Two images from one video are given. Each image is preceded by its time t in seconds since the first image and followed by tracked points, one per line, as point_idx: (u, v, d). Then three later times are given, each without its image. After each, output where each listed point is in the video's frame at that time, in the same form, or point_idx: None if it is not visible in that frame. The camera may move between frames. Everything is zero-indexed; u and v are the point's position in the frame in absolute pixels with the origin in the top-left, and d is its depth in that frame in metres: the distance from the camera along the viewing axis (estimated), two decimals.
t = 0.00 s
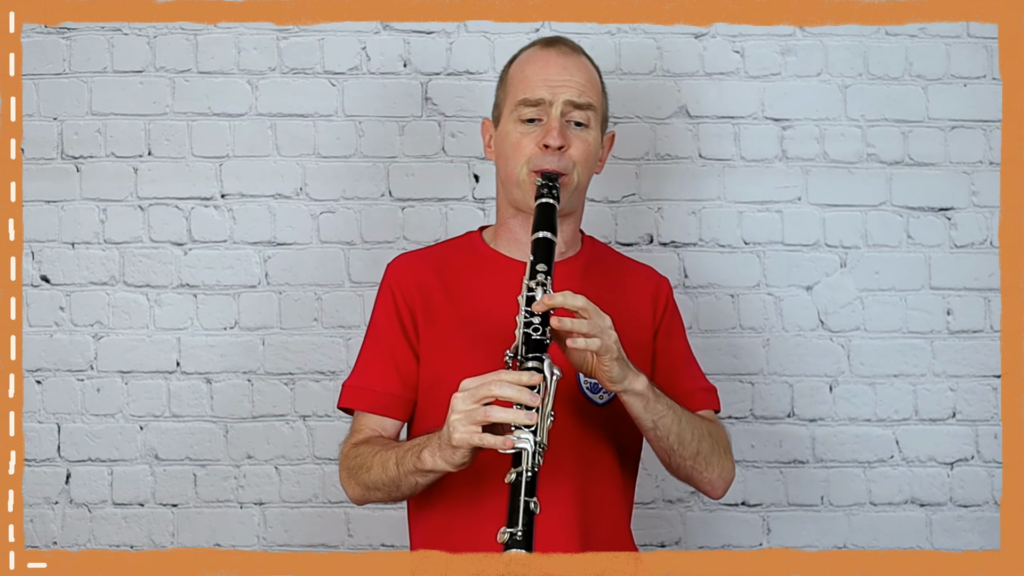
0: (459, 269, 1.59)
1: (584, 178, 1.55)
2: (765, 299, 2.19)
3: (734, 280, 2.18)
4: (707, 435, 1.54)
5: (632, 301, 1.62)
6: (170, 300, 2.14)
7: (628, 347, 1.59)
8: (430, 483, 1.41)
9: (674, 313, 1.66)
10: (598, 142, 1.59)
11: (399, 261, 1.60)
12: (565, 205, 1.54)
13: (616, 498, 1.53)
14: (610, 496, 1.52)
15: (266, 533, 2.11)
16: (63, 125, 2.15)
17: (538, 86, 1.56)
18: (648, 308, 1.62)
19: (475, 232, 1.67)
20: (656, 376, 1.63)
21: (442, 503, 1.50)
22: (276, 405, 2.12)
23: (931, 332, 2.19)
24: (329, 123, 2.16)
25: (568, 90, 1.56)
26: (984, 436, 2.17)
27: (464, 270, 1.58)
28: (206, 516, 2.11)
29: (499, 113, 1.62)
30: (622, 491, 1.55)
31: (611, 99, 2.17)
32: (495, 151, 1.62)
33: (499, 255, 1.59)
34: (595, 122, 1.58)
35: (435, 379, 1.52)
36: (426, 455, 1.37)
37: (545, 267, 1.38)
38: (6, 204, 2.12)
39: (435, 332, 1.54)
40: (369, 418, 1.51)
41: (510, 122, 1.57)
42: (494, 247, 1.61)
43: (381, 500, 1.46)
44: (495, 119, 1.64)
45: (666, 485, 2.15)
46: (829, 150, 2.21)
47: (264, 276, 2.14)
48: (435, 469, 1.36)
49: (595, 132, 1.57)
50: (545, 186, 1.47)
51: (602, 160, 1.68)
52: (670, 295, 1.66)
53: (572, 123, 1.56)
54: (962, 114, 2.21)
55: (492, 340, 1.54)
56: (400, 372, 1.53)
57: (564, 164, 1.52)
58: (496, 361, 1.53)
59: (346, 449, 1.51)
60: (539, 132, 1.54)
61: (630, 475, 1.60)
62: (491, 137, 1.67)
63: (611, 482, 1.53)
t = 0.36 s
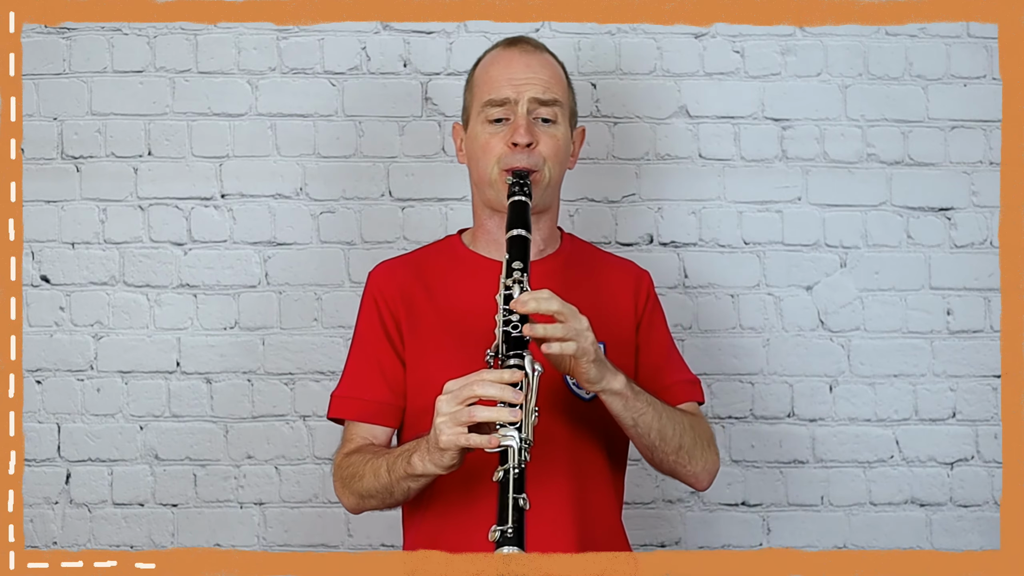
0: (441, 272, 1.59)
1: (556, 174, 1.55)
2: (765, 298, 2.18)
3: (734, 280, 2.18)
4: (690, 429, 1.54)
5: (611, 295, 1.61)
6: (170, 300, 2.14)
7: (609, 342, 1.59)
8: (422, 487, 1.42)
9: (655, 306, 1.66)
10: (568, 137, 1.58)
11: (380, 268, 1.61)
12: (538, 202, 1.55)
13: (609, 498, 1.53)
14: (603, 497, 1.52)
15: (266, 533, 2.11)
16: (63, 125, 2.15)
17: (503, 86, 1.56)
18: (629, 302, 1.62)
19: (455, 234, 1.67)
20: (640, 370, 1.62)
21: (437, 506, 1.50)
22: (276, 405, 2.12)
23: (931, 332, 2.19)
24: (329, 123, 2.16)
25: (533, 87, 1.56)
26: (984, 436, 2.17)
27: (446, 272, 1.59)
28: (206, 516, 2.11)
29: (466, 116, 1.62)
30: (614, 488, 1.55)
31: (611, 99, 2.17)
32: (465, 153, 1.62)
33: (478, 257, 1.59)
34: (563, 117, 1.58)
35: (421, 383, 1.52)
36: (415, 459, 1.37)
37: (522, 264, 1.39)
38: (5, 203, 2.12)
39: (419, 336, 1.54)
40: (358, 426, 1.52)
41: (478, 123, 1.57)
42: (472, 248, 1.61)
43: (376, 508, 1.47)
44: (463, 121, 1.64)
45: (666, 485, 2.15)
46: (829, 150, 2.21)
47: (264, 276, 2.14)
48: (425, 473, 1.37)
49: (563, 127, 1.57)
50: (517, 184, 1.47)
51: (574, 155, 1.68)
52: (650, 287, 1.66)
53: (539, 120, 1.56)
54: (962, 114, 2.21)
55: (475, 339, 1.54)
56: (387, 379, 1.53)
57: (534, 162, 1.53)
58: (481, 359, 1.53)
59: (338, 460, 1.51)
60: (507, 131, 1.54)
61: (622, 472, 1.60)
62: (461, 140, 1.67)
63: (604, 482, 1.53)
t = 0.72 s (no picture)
0: (430, 275, 1.59)
1: (540, 174, 1.55)
2: (765, 298, 2.19)
3: (734, 280, 2.18)
4: (679, 428, 1.54)
5: (599, 293, 1.61)
6: (170, 300, 2.14)
7: (597, 340, 1.59)
8: (416, 493, 1.42)
9: (644, 302, 1.65)
10: (551, 137, 1.58)
11: (366, 273, 1.60)
12: (523, 203, 1.55)
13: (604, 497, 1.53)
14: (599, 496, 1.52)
15: (266, 533, 2.11)
16: (63, 125, 2.15)
17: (485, 88, 1.55)
18: (617, 298, 1.62)
19: (441, 235, 1.67)
20: (630, 366, 1.62)
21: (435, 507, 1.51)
22: (276, 405, 2.12)
23: (931, 332, 2.19)
24: (329, 123, 2.15)
25: (515, 88, 1.55)
26: (984, 436, 2.17)
27: (435, 274, 1.59)
28: (206, 516, 2.11)
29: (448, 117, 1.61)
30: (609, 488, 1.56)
31: (611, 99, 2.17)
32: (449, 155, 1.62)
33: (466, 258, 1.59)
34: (545, 117, 1.57)
35: (413, 385, 1.52)
36: (408, 467, 1.37)
37: (508, 268, 1.38)
38: (6, 204, 2.12)
39: (409, 339, 1.54)
40: (351, 431, 1.52)
41: (461, 126, 1.56)
42: (459, 250, 1.61)
43: (372, 514, 1.48)
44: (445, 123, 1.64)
45: (666, 485, 2.15)
46: (829, 150, 2.21)
47: (264, 276, 2.14)
48: (418, 480, 1.37)
49: (546, 127, 1.56)
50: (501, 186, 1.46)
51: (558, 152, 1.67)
52: (639, 283, 1.65)
53: (522, 120, 1.55)
54: (962, 114, 2.21)
55: (465, 338, 1.54)
56: (377, 383, 1.53)
57: (517, 163, 1.52)
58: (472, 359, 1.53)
59: (333, 466, 1.52)
60: (490, 132, 1.54)
61: (614, 472, 1.60)
62: (444, 141, 1.66)
63: (600, 482, 1.53)
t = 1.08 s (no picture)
0: (422, 278, 1.59)
1: (528, 176, 1.54)
2: (765, 299, 2.18)
3: (734, 280, 2.18)
4: (674, 426, 1.54)
5: (590, 293, 1.62)
6: (170, 300, 2.14)
7: (590, 340, 1.59)
8: (413, 501, 1.43)
9: (634, 300, 1.65)
10: (538, 138, 1.57)
11: (357, 278, 1.60)
12: (511, 205, 1.54)
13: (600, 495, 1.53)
14: (595, 493, 1.52)
15: (266, 533, 2.11)
16: (63, 125, 2.15)
17: (470, 90, 1.55)
18: (608, 297, 1.62)
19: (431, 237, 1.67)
20: (622, 366, 1.62)
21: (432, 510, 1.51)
22: (276, 405, 2.12)
23: (931, 332, 2.19)
24: (329, 123, 2.15)
25: (501, 91, 1.55)
26: (984, 436, 2.17)
27: (427, 278, 1.59)
28: (206, 516, 2.11)
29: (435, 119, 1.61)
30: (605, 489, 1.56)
31: (611, 100, 2.17)
32: (436, 157, 1.62)
33: (457, 261, 1.59)
34: (532, 119, 1.56)
35: (407, 389, 1.52)
36: (405, 476, 1.38)
37: (498, 274, 1.39)
38: (5, 204, 2.12)
39: (401, 343, 1.55)
40: (346, 437, 1.52)
41: (447, 129, 1.56)
42: (450, 253, 1.61)
43: (368, 520, 1.48)
44: (432, 126, 1.63)
45: (666, 485, 2.15)
46: (829, 150, 2.21)
47: (264, 276, 2.14)
48: (415, 489, 1.38)
49: (533, 129, 1.56)
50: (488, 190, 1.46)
51: (546, 153, 1.66)
52: (629, 281, 1.66)
53: (508, 122, 1.54)
54: (962, 114, 2.21)
55: (459, 340, 1.55)
56: (371, 388, 1.54)
57: (505, 165, 1.52)
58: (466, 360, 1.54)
59: (328, 473, 1.52)
60: (476, 135, 1.53)
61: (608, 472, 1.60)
62: (431, 144, 1.66)
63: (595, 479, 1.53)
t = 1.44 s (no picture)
0: (409, 283, 1.59)
1: (511, 177, 1.54)
2: (765, 299, 2.18)
3: (734, 280, 2.18)
4: (663, 424, 1.54)
5: (576, 291, 1.61)
6: (170, 300, 2.14)
7: (578, 338, 1.59)
8: (410, 510, 1.43)
9: (621, 296, 1.65)
10: (520, 139, 1.57)
11: (343, 286, 1.60)
12: (495, 207, 1.54)
13: (594, 493, 1.53)
14: (589, 491, 1.52)
15: (266, 533, 2.11)
16: (63, 125, 2.15)
17: (451, 94, 1.54)
18: (595, 294, 1.62)
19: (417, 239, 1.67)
20: (611, 362, 1.62)
21: (430, 514, 1.52)
22: (276, 405, 2.12)
23: (931, 332, 2.19)
24: (329, 123, 2.15)
25: (481, 93, 1.54)
26: (984, 436, 2.17)
27: (415, 283, 1.59)
28: (206, 516, 2.11)
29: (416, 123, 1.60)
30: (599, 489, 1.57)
31: (611, 99, 2.17)
32: (418, 160, 1.61)
33: (444, 264, 1.59)
34: (514, 120, 1.56)
35: (398, 395, 1.53)
36: (401, 489, 1.37)
37: (487, 281, 1.39)
38: (5, 204, 2.12)
39: (391, 349, 1.55)
40: (340, 445, 1.53)
41: (429, 132, 1.56)
42: (436, 255, 1.60)
43: (366, 529, 1.48)
44: (413, 129, 1.63)
45: (666, 485, 2.15)
46: (829, 150, 2.21)
47: (264, 276, 2.14)
48: (412, 501, 1.37)
49: (515, 129, 1.56)
50: (474, 196, 1.46)
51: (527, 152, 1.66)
52: (615, 277, 1.66)
53: (490, 124, 1.54)
54: (962, 114, 2.21)
55: (447, 342, 1.54)
56: (362, 396, 1.54)
57: (488, 168, 1.51)
58: (456, 363, 1.54)
59: (325, 482, 1.52)
60: (459, 138, 1.53)
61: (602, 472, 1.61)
62: (412, 146, 1.65)
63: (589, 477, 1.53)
